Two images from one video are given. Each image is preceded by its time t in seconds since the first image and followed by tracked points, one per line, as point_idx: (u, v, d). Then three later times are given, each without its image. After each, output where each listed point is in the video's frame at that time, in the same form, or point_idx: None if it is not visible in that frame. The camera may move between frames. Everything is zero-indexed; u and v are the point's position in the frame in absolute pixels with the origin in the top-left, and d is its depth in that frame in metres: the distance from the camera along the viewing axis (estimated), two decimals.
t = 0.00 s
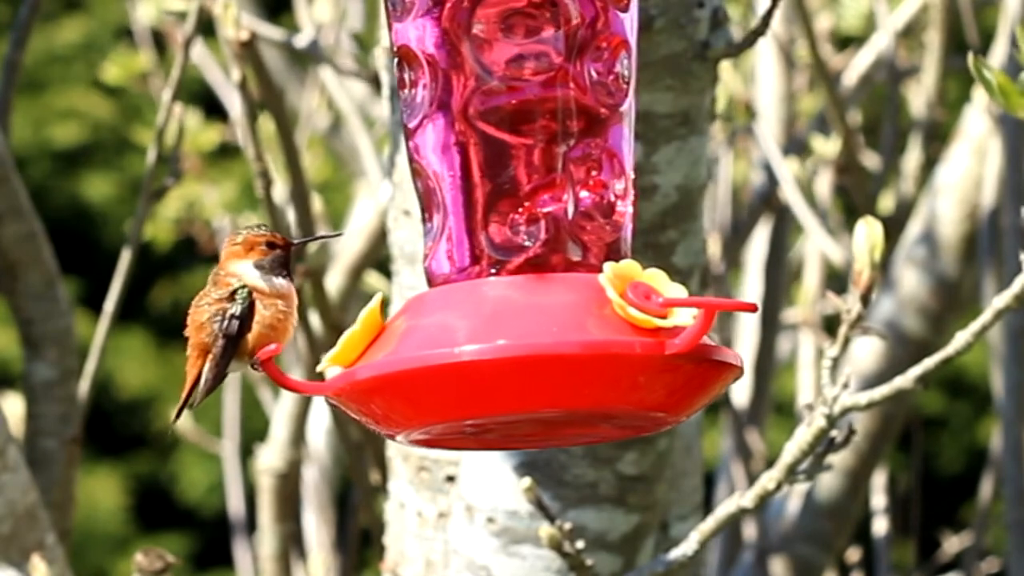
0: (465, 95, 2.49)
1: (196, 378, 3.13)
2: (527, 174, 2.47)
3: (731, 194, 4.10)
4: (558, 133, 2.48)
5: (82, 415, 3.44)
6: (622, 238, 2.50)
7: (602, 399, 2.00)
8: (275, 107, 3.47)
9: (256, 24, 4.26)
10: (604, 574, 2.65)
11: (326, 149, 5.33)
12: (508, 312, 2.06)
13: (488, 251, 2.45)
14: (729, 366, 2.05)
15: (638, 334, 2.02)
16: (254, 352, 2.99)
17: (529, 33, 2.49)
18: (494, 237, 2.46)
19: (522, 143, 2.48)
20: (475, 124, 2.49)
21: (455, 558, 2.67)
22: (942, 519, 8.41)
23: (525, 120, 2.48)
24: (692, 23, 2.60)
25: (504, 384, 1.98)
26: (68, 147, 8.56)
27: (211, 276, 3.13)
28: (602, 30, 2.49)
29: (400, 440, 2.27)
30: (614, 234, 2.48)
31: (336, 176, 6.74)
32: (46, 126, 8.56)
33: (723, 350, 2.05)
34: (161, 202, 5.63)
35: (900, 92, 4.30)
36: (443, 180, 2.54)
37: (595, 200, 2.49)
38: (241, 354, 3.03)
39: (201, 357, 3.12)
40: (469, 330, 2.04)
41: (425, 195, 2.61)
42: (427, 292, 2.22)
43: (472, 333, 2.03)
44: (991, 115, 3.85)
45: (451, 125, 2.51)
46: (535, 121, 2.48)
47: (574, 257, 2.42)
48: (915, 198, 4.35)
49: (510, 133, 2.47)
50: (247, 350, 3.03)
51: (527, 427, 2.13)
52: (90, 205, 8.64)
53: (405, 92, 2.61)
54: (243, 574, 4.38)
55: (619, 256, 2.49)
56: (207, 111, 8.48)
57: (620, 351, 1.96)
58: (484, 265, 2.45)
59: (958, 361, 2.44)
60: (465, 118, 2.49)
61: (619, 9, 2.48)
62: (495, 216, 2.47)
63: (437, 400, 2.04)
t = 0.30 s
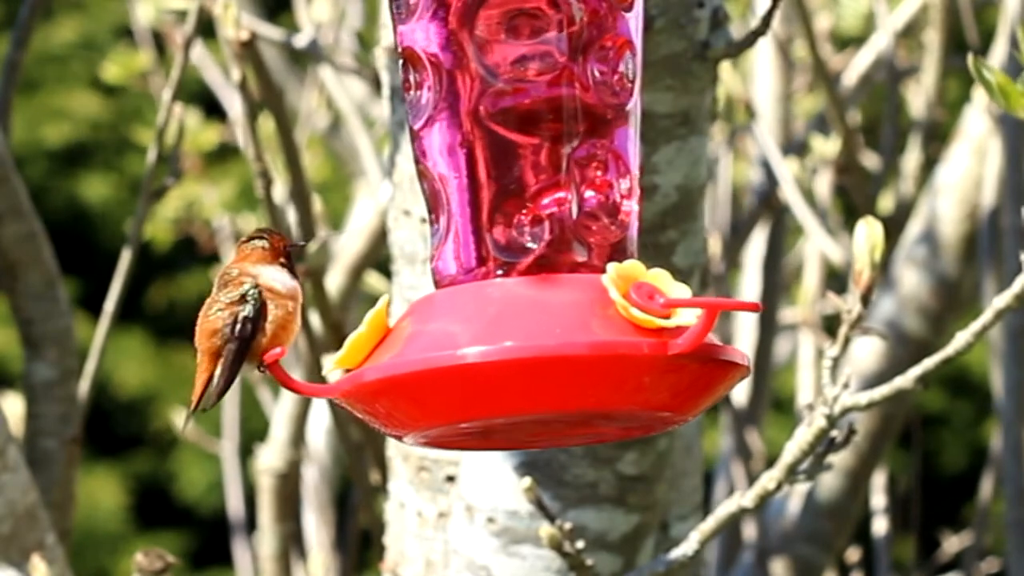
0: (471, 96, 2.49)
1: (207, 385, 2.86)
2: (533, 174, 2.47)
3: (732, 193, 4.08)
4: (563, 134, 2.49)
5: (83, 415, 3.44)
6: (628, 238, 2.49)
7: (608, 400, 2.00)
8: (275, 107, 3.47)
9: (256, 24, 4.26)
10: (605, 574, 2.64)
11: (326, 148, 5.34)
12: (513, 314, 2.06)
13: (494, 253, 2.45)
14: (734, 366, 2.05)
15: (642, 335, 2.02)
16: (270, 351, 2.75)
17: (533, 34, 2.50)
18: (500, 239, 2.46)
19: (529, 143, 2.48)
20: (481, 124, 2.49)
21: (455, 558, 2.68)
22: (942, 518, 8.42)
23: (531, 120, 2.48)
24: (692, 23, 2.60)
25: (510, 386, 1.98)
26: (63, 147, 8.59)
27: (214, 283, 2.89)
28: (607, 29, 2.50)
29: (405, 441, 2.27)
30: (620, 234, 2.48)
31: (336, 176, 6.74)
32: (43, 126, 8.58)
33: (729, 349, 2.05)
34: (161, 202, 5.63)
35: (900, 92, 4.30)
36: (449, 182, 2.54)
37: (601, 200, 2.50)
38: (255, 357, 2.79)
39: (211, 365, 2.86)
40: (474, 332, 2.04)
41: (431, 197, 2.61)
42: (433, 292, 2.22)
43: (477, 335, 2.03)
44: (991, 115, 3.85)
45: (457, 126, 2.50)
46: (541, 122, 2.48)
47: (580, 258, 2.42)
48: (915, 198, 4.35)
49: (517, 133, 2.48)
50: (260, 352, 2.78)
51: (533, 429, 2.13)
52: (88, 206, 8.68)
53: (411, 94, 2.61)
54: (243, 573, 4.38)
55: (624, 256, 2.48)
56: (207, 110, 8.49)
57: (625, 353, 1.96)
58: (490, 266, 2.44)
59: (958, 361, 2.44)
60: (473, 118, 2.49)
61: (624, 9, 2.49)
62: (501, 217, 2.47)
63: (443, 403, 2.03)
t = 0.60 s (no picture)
0: (468, 95, 2.49)
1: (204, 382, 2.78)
2: (530, 173, 2.48)
3: (732, 194, 4.08)
4: (561, 133, 2.49)
5: (83, 415, 3.44)
6: (624, 239, 2.49)
7: (605, 400, 2.00)
8: (275, 107, 3.47)
9: (257, 24, 4.27)
10: (605, 574, 2.64)
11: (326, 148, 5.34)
12: (510, 313, 2.06)
13: (491, 251, 2.44)
14: (730, 366, 2.05)
15: (640, 334, 2.02)
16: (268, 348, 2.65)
17: (531, 34, 2.50)
18: (497, 238, 2.45)
19: (526, 142, 2.48)
20: (478, 124, 2.49)
21: (455, 558, 2.68)
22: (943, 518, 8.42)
23: (528, 120, 2.48)
24: (692, 23, 2.60)
25: (507, 385, 1.98)
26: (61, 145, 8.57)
27: (214, 278, 2.81)
28: (604, 29, 2.50)
29: (402, 441, 2.27)
30: (616, 233, 2.48)
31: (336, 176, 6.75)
32: (41, 125, 8.58)
33: (725, 349, 2.05)
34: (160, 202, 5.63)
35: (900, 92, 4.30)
36: (446, 181, 2.54)
37: (598, 200, 2.49)
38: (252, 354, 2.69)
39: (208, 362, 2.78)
40: (472, 331, 2.04)
41: (428, 196, 2.61)
42: (430, 292, 2.22)
43: (474, 334, 2.03)
44: (991, 115, 3.85)
45: (453, 125, 2.50)
46: (538, 122, 2.49)
47: (577, 257, 2.42)
48: (915, 198, 4.35)
49: (513, 132, 2.48)
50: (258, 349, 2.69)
51: (531, 428, 2.13)
52: (88, 205, 8.73)
53: (407, 93, 2.61)
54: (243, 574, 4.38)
55: (621, 256, 2.48)
56: (206, 110, 8.50)
57: (623, 352, 1.96)
58: (487, 265, 2.44)
59: (958, 361, 2.44)
60: (469, 118, 2.49)
61: (621, 9, 2.48)
62: (498, 216, 2.47)
63: (440, 401, 2.03)
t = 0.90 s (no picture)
0: (460, 91, 2.50)
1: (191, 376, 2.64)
2: (520, 172, 2.47)
3: (732, 193, 4.10)
4: (552, 131, 2.48)
5: (82, 415, 3.44)
6: (617, 237, 2.47)
7: (596, 398, 2.00)
8: (275, 107, 3.47)
9: (256, 24, 4.27)
10: (605, 574, 2.64)
11: (326, 147, 5.34)
12: (501, 309, 2.06)
13: (482, 248, 2.44)
14: (722, 365, 2.05)
15: (632, 332, 2.02)
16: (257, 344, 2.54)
17: (524, 30, 2.50)
18: (488, 235, 2.45)
19: (517, 140, 2.48)
20: (469, 122, 2.49)
21: (455, 558, 2.68)
22: (942, 518, 8.42)
23: (519, 118, 2.48)
24: (692, 23, 2.60)
25: (498, 381, 1.98)
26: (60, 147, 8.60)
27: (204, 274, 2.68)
28: (597, 28, 2.50)
29: (393, 438, 2.27)
30: (609, 232, 2.46)
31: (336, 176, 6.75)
32: (41, 127, 8.60)
33: (717, 348, 2.05)
34: (160, 202, 5.63)
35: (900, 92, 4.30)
36: (437, 178, 2.53)
37: (590, 198, 2.49)
38: (241, 350, 2.57)
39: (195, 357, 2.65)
40: (462, 326, 2.04)
41: (419, 192, 2.58)
42: (421, 288, 2.21)
43: (465, 330, 2.03)
44: (991, 114, 3.85)
45: (445, 122, 2.50)
46: (529, 119, 2.48)
47: (568, 255, 2.42)
48: (915, 198, 4.35)
49: (505, 130, 2.48)
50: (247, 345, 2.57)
51: (522, 425, 2.13)
52: (88, 206, 8.75)
53: (399, 90, 2.60)
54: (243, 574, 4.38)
55: (614, 254, 2.46)
56: (206, 110, 8.50)
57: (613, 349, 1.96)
58: (477, 261, 2.44)
59: (958, 361, 2.44)
60: (460, 115, 2.49)
61: (614, 7, 2.48)
62: (489, 213, 2.47)
63: (431, 398, 2.03)
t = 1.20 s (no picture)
0: (465, 92, 2.49)
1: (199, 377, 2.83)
2: (526, 172, 2.47)
3: (732, 193, 4.09)
4: (558, 131, 2.48)
5: (83, 415, 3.44)
6: (622, 236, 2.48)
7: (602, 397, 2.00)
8: (275, 107, 3.47)
9: (257, 24, 4.27)
10: (605, 574, 2.65)
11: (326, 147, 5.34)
12: (506, 309, 2.06)
13: (488, 248, 2.45)
14: (728, 364, 2.05)
15: (637, 331, 2.02)
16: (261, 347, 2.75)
17: (529, 30, 2.49)
18: (493, 234, 2.46)
19: (523, 140, 2.48)
20: (475, 122, 2.49)
21: (455, 558, 2.68)
22: (943, 519, 8.43)
23: (525, 118, 2.48)
24: (692, 23, 2.60)
25: (504, 381, 1.98)
26: (60, 146, 8.61)
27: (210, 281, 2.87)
28: (602, 27, 2.49)
29: (399, 439, 2.27)
30: (614, 231, 2.47)
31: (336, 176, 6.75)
32: (41, 126, 8.60)
33: (723, 347, 2.05)
34: (160, 202, 5.63)
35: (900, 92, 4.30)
36: (443, 178, 2.54)
37: (596, 198, 2.49)
38: (246, 352, 2.78)
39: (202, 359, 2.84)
40: (468, 327, 2.04)
41: (425, 193, 2.61)
42: (427, 289, 2.21)
43: (470, 330, 2.03)
44: (991, 114, 3.85)
45: (451, 122, 2.51)
46: (535, 120, 2.48)
47: (574, 255, 2.42)
48: (915, 198, 4.35)
49: (511, 130, 2.47)
50: (252, 347, 2.78)
51: (528, 425, 2.13)
52: (88, 206, 8.77)
53: (404, 90, 2.61)
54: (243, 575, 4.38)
55: (619, 254, 2.47)
56: (207, 110, 8.51)
57: (619, 348, 1.96)
58: (483, 261, 2.45)
59: (958, 360, 2.44)
60: (467, 116, 2.49)
61: (619, 7, 2.47)
62: (495, 213, 2.47)
63: (437, 398, 2.03)
